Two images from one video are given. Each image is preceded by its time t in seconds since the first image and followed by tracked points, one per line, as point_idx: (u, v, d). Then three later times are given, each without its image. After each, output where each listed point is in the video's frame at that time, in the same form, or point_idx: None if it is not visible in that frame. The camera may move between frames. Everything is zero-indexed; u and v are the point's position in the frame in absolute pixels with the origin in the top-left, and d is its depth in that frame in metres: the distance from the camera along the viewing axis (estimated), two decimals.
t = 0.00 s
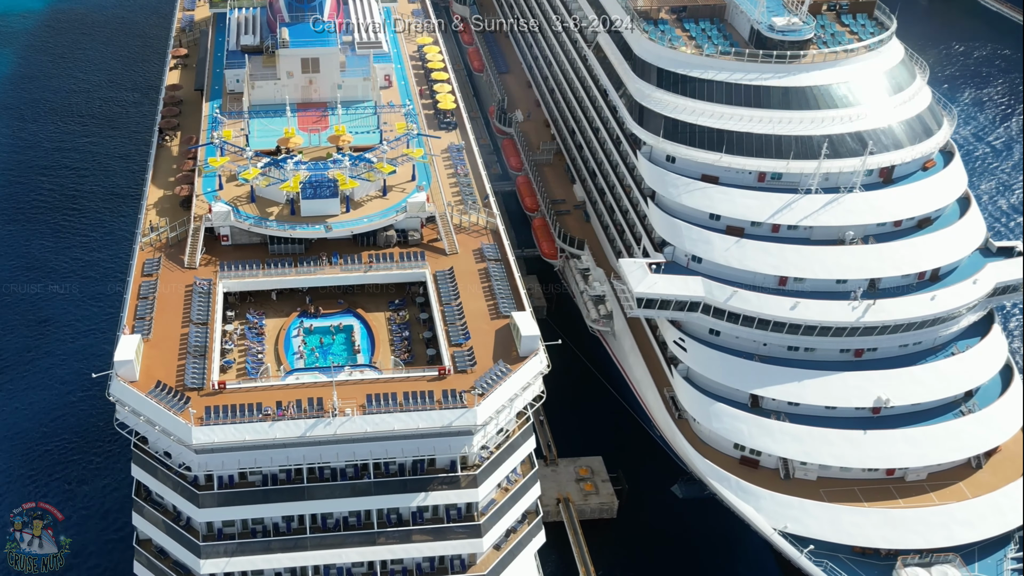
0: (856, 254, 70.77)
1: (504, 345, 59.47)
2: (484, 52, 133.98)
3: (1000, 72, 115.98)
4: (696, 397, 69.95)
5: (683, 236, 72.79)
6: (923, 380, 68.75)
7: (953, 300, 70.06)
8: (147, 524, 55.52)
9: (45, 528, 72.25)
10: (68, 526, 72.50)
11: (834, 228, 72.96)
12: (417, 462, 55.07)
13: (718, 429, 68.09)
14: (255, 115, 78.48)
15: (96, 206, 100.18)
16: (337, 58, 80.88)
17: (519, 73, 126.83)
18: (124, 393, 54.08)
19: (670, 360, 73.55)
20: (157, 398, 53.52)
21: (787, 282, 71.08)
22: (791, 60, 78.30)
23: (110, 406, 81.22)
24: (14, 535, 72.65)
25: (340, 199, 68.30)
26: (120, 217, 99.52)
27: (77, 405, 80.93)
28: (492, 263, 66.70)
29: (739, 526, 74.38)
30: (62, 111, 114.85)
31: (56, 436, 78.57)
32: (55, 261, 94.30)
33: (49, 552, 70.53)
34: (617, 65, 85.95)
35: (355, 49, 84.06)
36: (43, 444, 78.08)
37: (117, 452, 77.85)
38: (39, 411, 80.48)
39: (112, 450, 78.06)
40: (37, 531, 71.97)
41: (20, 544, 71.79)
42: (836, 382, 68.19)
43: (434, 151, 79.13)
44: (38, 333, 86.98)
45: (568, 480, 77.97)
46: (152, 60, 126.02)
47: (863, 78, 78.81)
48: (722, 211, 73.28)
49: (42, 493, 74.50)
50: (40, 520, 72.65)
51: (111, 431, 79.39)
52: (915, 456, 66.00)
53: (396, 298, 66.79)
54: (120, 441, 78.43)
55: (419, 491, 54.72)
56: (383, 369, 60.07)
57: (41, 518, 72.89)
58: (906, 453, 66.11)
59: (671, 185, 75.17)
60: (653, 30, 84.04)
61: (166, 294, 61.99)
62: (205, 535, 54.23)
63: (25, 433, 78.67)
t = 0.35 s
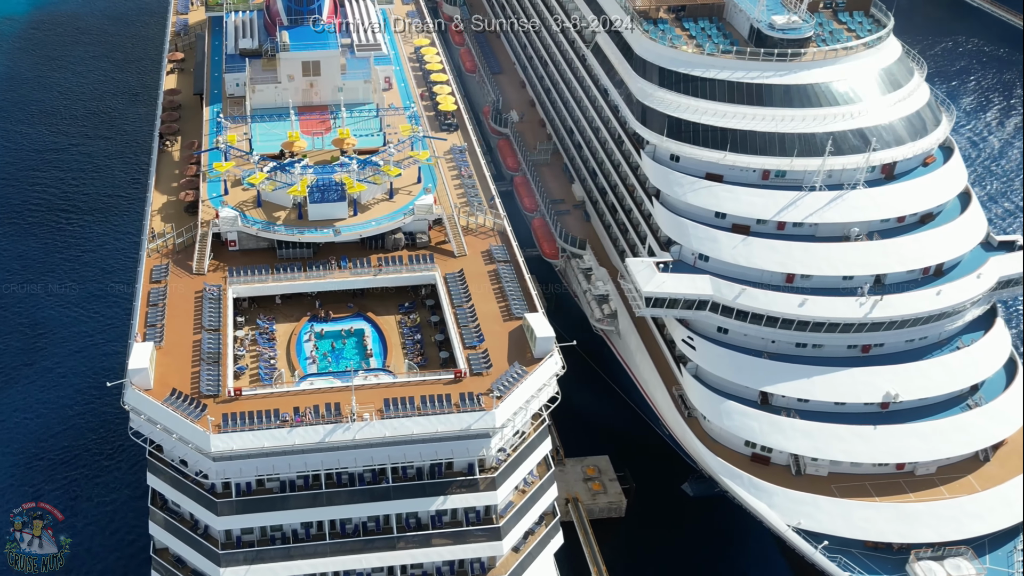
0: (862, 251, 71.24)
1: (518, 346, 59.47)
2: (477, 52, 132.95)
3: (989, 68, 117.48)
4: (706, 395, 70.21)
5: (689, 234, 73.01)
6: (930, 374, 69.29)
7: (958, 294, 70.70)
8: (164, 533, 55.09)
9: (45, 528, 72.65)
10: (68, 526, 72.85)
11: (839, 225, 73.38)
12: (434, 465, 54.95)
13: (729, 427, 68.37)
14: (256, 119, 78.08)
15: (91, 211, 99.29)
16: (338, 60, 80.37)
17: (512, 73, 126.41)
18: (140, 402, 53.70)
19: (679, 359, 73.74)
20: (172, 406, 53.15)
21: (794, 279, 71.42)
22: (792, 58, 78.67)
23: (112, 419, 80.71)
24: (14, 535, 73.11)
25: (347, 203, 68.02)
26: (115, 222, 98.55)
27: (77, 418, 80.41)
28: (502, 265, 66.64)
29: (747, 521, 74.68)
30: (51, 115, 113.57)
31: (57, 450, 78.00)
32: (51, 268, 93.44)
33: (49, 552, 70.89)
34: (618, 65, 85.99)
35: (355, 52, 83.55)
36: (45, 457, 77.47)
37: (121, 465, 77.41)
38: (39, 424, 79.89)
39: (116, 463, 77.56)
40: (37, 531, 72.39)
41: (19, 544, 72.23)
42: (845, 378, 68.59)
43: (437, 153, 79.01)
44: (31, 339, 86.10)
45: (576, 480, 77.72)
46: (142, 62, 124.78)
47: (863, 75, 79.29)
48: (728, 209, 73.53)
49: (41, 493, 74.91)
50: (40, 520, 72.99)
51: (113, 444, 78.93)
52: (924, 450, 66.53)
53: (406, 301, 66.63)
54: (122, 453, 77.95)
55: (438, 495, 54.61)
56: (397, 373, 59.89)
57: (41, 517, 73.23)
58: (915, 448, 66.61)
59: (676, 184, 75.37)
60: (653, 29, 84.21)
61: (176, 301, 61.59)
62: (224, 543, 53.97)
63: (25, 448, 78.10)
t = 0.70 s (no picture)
0: (869, 247, 71.70)
1: (534, 348, 59.46)
2: (469, 54, 131.50)
3: (978, 66, 119.60)
4: (717, 393, 70.44)
5: (697, 233, 73.25)
6: (938, 369, 69.78)
7: (964, 289, 71.29)
8: (184, 542, 54.75)
9: (45, 528, 72.40)
10: (67, 525, 72.59)
11: (845, 222, 73.79)
12: (454, 468, 54.89)
13: (742, 425, 68.66)
14: (260, 123, 77.68)
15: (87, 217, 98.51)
16: (340, 63, 79.95)
17: (507, 73, 125.27)
18: (158, 410, 53.26)
19: (688, 358, 73.89)
20: (191, 413, 52.84)
21: (803, 276, 71.76)
22: (794, 56, 79.11)
23: (114, 426, 80.15)
24: (12, 534, 72.80)
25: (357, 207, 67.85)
26: (111, 228, 97.73)
27: (79, 424, 79.74)
28: (513, 266, 66.61)
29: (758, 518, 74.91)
30: (43, 119, 112.43)
31: (60, 457, 77.24)
32: (48, 277, 92.74)
33: (49, 552, 70.64)
34: (619, 65, 86.05)
35: (355, 55, 83.29)
36: (49, 465, 76.68)
37: (126, 473, 76.79)
38: (41, 431, 79.13)
39: (120, 471, 76.90)
40: (36, 531, 72.14)
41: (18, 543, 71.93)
42: (856, 374, 68.99)
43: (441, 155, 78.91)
44: (28, 348, 85.47)
45: (585, 480, 77.85)
46: (133, 65, 123.61)
47: (865, 73, 79.77)
48: (736, 208, 73.80)
49: (40, 493, 74.72)
50: (40, 520, 72.82)
51: (116, 452, 78.27)
52: (935, 445, 67.00)
53: (417, 304, 66.44)
54: (125, 461, 77.26)
55: (459, 498, 54.52)
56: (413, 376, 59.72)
57: (41, 518, 73.07)
58: (926, 442, 67.08)
59: (683, 183, 75.58)
60: (654, 28, 84.24)
61: (188, 308, 61.17)
62: (246, 551, 53.73)
63: (27, 456, 77.29)
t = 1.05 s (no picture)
0: (877, 244, 72.12)
1: (551, 349, 59.44)
2: (463, 54, 130.33)
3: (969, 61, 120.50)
4: (729, 391, 70.67)
5: (706, 232, 73.48)
6: (947, 364, 70.29)
7: (971, 284, 71.90)
8: (205, 550, 54.45)
9: (45, 528, 73.54)
10: (67, 526, 73.80)
11: (852, 219, 74.19)
12: (476, 471, 54.83)
13: (755, 422, 68.96)
14: (265, 127, 77.25)
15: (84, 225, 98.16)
16: (344, 66, 79.59)
17: (502, 72, 123.61)
18: (177, 418, 52.94)
19: (699, 357, 74.06)
20: (211, 421, 52.52)
21: (812, 273, 72.08)
22: (796, 54, 79.46)
23: (118, 437, 80.18)
24: (14, 535, 73.67)
25: (367, 210, 67.69)
26: (108, 238, 97.55)
27: (81, 436, 79.85)
28: (526, 267, 66.58)
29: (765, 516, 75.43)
30: (36, 127, 111.65)
31: (62, 468, 77.47)
32: (47, 288, 92.38)
33: (49, 552, 71.81)
34: (623, 65, 85.81)
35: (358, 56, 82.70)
36: (53, 478, 76.97)
37: (131, 485, 76.73)
38: (43, 445, 79.41)
39: (125, 484, 76.97)
40: (37, 531, 73.25)
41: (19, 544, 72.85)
42: (866, 369, 69.43)
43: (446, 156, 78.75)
44: (24, 362, 85.52)
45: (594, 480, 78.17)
46: (125, 69, 122.59)
47: (867, 70, 80.22)
48: (744, 206, 74.07)
49: (40, 494, 75.90)
50: (40, 520, 73.97)
51: (121, 464, 78.27)
52: (947, 439, 67.51)
53: (430, 306, 66.28)
54: (129, 473, 77.35)
55: (481, 501, 54.43)
56: (430, 379, 59.60)
57: (41, 518, 74.23)
58: (937, 437, 67.59)
59: (690, 182, 75.76)
60: (656, 27, 84.23)
61: (201, 314, 60.81)
62: (268, 558, 53.52)
63: (30, 471, 77.59)
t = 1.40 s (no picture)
0: (885, 240, 72.61)
1: (568, 350, 59.48)
2: (457, 55, 126.76)
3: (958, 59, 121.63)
4: (741, 389, 70.98)
5: (715, 230, 73.75)
6: (956, 357, 70.83)
7: (978, 279, 72.56)
8: (227, 557, 54.22)
9: (45, 528, 73.24)
10: (68, 526, 73.71)
11: (859, 215, 74.66)
12: (497, 473, 54.77)
13: (768, 419, 69.30)
14: (270, 130, 76.80)
15: (82, 238, 98.05)
16: (348, 68, 79.28)
17: (497, 74, 121.81)
18: (198, 425, 52.63)
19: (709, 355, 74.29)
20: (232, 428, 52.36)
21: (822, 270, 72.48)
22: (800, 52, 79.90)
23: (121, 442, 79.82)
24: (14, 535, 73.40)
25: (379, 213, 67.43)
26: (106, 250, 97.34)
27: (83, 442, 79.38)
28: (538, 268, 66.55)
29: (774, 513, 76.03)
30: (30, 139, 111.43)
31: (66, 474, 76.97)
32: (48, 299, 92.08)
33: (49, 552, 71.52)
34: (625, 65, 85.76)
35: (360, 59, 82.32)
36: (58, 483, 76.49)
37: (137, 490, 76.21)
38: (45, 450, 78.94)
39: (130, 490, 76.49)
40: (37, 531, 72.91)
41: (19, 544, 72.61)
42: (877, 365, 69.90)
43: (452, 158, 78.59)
44: (23, 369, 85.05)
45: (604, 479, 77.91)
46: (116, 79, 122.05)
47: (870, 67, 80.72)
48: (752, 204, 74.43)
49: (40, 493, 75.63)
50: (40, 520, 73.67)
51: (125, 470, 77.84)
52: (957, 432, 68.03)
53: (443, 308, 66.14)
54: (134, 478, 76.88)
55: (503, 503, 54.37)
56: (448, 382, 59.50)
57: (41, 518, 73.93)
58: (948, 430, 68.09)
59: (698, 180, 76.02)
60: (658, 27, 84.33)
61: (215, 319, 60.48)
62: (292, 564, 53.33)
63: (34, 476, 77.01)
